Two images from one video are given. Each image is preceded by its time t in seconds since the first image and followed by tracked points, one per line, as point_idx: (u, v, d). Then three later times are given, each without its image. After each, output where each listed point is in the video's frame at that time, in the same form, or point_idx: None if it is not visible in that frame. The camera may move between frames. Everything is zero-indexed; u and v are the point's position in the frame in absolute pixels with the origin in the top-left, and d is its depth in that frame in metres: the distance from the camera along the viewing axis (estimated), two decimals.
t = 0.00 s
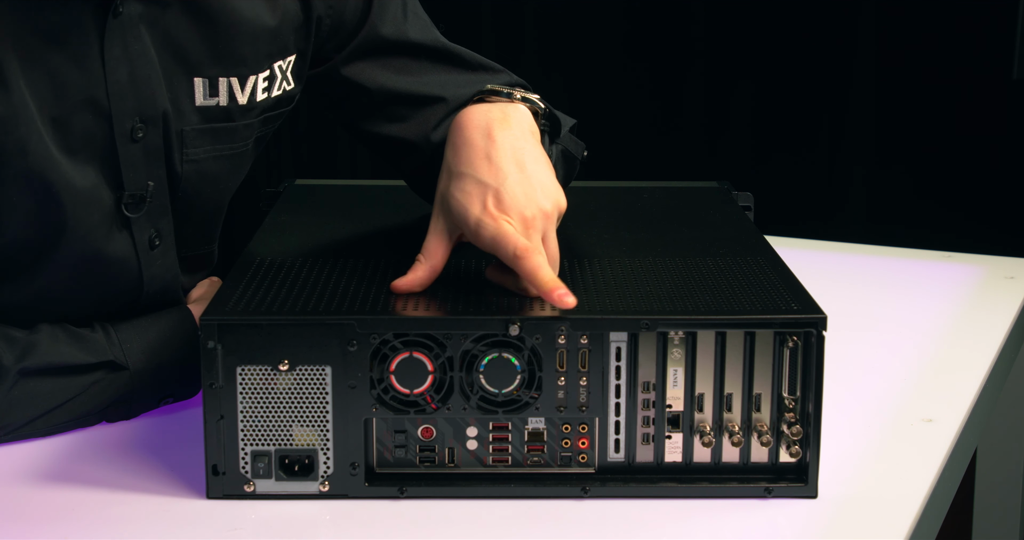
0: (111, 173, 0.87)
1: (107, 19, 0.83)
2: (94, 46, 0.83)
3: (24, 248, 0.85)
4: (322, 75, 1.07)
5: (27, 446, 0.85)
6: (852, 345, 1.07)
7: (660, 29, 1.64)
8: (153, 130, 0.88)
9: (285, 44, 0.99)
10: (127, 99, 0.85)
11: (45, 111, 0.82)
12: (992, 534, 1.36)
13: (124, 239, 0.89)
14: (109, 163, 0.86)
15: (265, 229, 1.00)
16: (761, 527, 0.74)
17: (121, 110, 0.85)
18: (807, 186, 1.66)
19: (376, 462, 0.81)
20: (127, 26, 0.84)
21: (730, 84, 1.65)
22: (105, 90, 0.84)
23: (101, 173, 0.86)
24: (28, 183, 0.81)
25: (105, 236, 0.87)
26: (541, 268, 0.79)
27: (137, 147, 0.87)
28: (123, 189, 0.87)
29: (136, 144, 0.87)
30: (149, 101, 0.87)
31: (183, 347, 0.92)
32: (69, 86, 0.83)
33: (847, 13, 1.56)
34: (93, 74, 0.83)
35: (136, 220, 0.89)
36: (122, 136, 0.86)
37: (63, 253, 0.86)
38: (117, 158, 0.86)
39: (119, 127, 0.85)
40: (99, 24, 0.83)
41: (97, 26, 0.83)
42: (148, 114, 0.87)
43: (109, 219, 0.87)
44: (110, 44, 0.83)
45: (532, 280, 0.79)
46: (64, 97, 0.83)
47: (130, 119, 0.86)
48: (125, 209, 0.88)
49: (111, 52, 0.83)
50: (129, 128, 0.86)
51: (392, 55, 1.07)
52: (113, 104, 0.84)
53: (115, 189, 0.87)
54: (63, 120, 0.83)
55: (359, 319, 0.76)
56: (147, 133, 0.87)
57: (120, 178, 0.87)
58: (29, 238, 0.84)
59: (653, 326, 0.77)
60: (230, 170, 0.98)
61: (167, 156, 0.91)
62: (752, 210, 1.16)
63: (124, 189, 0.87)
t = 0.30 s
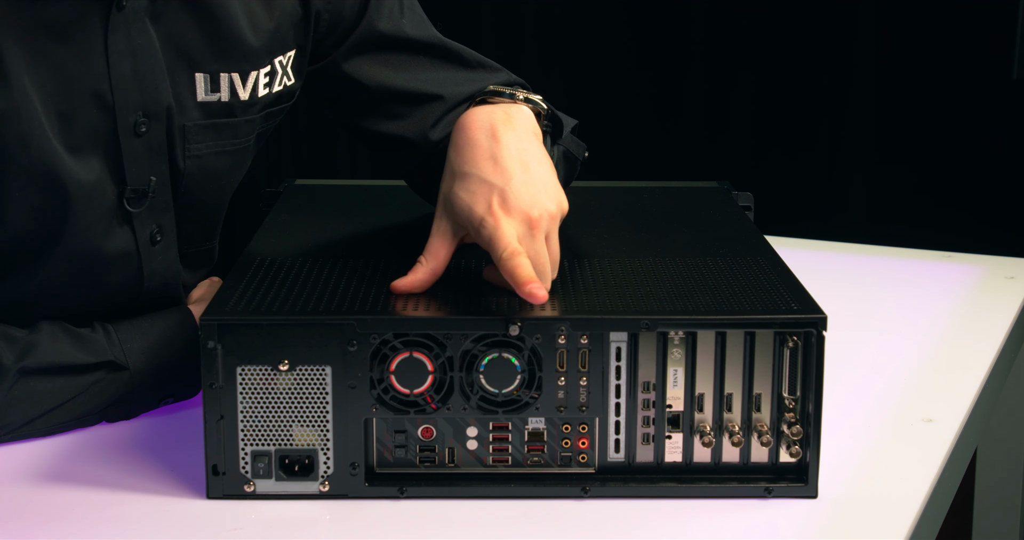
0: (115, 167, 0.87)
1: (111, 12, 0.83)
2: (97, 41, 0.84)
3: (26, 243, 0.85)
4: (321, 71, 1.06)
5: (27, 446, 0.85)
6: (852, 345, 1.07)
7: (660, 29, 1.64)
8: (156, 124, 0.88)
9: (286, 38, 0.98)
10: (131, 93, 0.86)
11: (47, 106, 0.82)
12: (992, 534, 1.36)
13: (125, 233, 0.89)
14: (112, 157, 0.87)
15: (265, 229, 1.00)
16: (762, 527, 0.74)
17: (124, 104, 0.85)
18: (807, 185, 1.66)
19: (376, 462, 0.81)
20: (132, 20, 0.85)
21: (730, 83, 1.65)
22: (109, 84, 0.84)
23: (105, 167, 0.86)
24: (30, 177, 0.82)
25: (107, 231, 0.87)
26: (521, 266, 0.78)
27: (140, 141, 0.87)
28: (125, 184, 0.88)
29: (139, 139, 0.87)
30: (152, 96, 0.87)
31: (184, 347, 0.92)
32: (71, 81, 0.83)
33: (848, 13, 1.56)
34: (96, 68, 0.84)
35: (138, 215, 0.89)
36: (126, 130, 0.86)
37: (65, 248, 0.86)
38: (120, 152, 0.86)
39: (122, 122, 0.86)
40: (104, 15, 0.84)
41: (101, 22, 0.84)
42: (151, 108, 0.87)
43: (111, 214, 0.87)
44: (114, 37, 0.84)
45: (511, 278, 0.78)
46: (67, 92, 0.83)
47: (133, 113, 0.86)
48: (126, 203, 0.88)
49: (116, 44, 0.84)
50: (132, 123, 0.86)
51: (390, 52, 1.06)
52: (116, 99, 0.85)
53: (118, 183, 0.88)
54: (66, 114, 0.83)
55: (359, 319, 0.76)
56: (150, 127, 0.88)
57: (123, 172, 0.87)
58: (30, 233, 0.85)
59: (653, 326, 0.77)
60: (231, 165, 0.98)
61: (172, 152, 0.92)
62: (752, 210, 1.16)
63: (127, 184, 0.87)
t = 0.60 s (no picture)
0: (114, 156, 0.90)
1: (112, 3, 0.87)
2: (98, 37, 0.87)
3: (27, 229, 0.88)
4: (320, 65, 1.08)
5: (27, 445, 0.85)
6: (852, 345, 1.07)
7: (660, 29, 1.64)
8: (155, 115, 0.91)
9: (282, 33, 1.01)
10: (131, 84, 0.89)
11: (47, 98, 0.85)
12: (992, 534, 1.36)
13: (122, 222, 0.92)
14: (112, 147, 0.90)
15: (265, 229, 1.01)
16: (761, 527, 0.74)
17: (123, 94, 0.89)
18: (807, 185, 1.66)
19: (376, 462, 0.81)
20: (133, 11, 0.88)
21: (730, 83, 1.65)
22: (111, 73, 0.88)
23: (104, 157, 0.89)
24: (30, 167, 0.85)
25: (103, 216, 0.90)
26: (542, 271, 0.78)
27: (139, 132, 0.90)
28: (124, 172, 0.90)
29: (138, 129, 0.90)
30: (151, 86, 0.90)
31: (184, 347, 0.92)
32: (75, 71, 0.87)
33: (847, 13, 1.56)
34: (98, 57, 0.87)
35: (135, 205, 0.91)
36: (125, 120, 0.89)
37: (65, 235, 0.89)
38: (119, 141, 0.89)
39: (121, 111, 0.89)
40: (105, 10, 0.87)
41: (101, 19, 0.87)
42: (150, 99, 0.90)
43: (108, 202, 0.90)
44: (115, 26, 0.87)
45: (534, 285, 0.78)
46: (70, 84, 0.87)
47: (132, 103, 0.89)
48: (124, 192, 0.90)
49: (116, 33, 0.87)
50: (131, 113, 0.89)
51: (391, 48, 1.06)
52: (116, 89, 0.88)
53: (117, 171, 0.90)
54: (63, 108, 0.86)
55: (358, 319, 0.76)
56: (149, 117, 0.91)
57: (122, 162, 0.90)
58: (33, 220, 0.88)
59: (653, 326, 0.77)
60: (230, 158, 1.00)
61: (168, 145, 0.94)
62: (752, 210, 1.16)
63: (125, 173, 0.90)
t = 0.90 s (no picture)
0: (114, 154, 0.90)
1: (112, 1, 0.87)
2: (99, 36, 0.87)
3: (26, 226, 0.88)
4: (316, 65, 1.08)
5: (26, 445, 0.85)
6: (852, 345, 1.07)
7: (660, 28, 1.64)
8: (156, 113, 0.91)
9: (280, 33, 1.01)
10: (131, 82, 0.89)
11: (48, 96, 0.85)
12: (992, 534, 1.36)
13: (122, 220, 0.91)
14: (112, 146, 0.90)
15: (265, 228, 1.01)
16: (761, 527, 0.74)
17: (124, 93, 0.89)
18: (807, 185, 1.66)
19: (376, 462, 0.81)
20: (132, 10, 0.89)
21: (730, 83, 1.65)
22: (111, 71, 0.88)
23: (104, 155, 0.89)
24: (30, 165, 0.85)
25: (102, 214, 0.90)
26: (543, 272, 0.78)
27: (139, 130, 0.91)
28: (123, 171, 0.90)
29: (138, 127, 0.90)
30: (151, 85, 0.90)
31: (184, 348, 0.92)
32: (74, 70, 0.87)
33: (847, 12, 1.56)
34: (98, 56, 0.88)
35: (135, 204, 0.91)
36: (125, 118, 0.89)
37: (65, 233, 0.89)
38: (119, 139, 0.89)
39: (121, 110, 0.89)
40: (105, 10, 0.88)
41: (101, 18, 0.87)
42: (151, 97, 0.91)
43: (108, 199, 0.90)
44: (115, 24, 0.88)
45: (535, 289, 0.78)
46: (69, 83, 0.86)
47: (133, 102, 0.90)
48: (124, 190, 0.90)
49: (116, 31, 0.88)
50: (131, 112, 0.90)
51: (387, 46, 1.06)
52: (116, 87, 0.88)
53: (116, 169, 0.90)
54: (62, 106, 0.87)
55: (358, 319, 0.76)
56: (149, 116, 0.91)
57: (122, 160, 0.90)
58: (32, 219, 0.88)
59: (653, 326, 0.77)
60: (229, 158, 1.00)
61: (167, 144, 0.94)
62: (752, 210, 1.16)
63: (125, 171, 0.90)
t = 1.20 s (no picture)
0: (111, 153, 0.90)
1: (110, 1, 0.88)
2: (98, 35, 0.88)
3: (26, 226, 0.88)
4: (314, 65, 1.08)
5: (26, 445, 0.85)
6: (852, 345, 1.07)
7: (660, 28, 1.64)
8: (154, 113, 0.92)
9: (279, 33, 1.02)
10: (130, 81, 0.90)
11: (48, 95, 0.86)
12: (992, 534, 1.36)
13: (120, 219, 0.92)
14: (111, 145, 0.90)
15: (265, 228, 1.01)
16: (761, 528, 0.74)
17: (123, 91, 0.89)
18: (807, 185, 1.66)
19: (376, 462, 0.81)
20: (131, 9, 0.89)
21: (730, 82, 1.65)
22: (109, 70, 0.89)
23: (103, 154, 0.90)
24: (29, 164, 0.86)
25: (101, 213, 0.91)
26: (544, 269, 0.78)
27: (138, 129, 0.91)
28: (122, 169, 0.90)
29: (137, 126, 0.91)
30: (150, 84, 0.91)
31: (184, 347, 0.92)
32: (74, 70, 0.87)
33: (847, 12, 1.56)
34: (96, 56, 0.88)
35: (133, 202, 0.92)
36: (123, 117, 0.90)
37: (64, 232, 0.89)
38: (117, 138, 0.90)
39: (120, 108, 0.90)
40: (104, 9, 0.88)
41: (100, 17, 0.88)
42: (150, 97, 0.91)
43: (107, 197, 0.91)
44: (114, 23, 0.88)
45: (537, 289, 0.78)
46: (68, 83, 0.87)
47: (132, 101, 0.90)
48: (122, 190, 0.91)
49: (116, 30, 0.89)
50: (131, 111, 0.90)
51: (387, 47, 1.06)
52: (115, 86, 0.89)
53: (115, 168, 0.91)
54: (61, 106, 0.87)
55: (358, 319, 0.76)
56: (148, 115, 0.92)
57: (120, 159, 0.90)
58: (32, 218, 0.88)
59: (653, 326, 0.77)
60: (227, 157, 1.00)
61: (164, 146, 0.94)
62: (752, 210, 1.16)
63: (123, 169, 0.90)
